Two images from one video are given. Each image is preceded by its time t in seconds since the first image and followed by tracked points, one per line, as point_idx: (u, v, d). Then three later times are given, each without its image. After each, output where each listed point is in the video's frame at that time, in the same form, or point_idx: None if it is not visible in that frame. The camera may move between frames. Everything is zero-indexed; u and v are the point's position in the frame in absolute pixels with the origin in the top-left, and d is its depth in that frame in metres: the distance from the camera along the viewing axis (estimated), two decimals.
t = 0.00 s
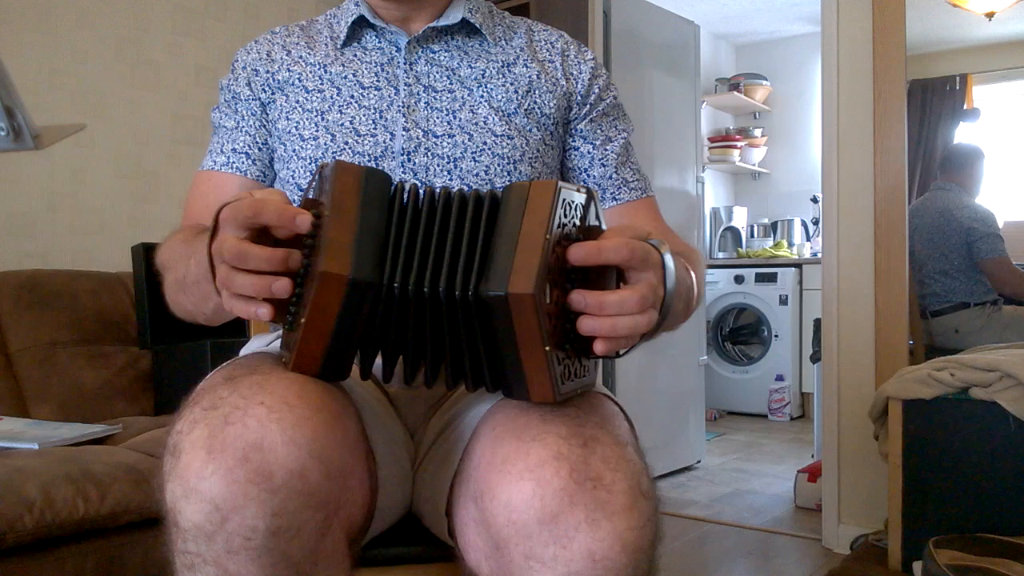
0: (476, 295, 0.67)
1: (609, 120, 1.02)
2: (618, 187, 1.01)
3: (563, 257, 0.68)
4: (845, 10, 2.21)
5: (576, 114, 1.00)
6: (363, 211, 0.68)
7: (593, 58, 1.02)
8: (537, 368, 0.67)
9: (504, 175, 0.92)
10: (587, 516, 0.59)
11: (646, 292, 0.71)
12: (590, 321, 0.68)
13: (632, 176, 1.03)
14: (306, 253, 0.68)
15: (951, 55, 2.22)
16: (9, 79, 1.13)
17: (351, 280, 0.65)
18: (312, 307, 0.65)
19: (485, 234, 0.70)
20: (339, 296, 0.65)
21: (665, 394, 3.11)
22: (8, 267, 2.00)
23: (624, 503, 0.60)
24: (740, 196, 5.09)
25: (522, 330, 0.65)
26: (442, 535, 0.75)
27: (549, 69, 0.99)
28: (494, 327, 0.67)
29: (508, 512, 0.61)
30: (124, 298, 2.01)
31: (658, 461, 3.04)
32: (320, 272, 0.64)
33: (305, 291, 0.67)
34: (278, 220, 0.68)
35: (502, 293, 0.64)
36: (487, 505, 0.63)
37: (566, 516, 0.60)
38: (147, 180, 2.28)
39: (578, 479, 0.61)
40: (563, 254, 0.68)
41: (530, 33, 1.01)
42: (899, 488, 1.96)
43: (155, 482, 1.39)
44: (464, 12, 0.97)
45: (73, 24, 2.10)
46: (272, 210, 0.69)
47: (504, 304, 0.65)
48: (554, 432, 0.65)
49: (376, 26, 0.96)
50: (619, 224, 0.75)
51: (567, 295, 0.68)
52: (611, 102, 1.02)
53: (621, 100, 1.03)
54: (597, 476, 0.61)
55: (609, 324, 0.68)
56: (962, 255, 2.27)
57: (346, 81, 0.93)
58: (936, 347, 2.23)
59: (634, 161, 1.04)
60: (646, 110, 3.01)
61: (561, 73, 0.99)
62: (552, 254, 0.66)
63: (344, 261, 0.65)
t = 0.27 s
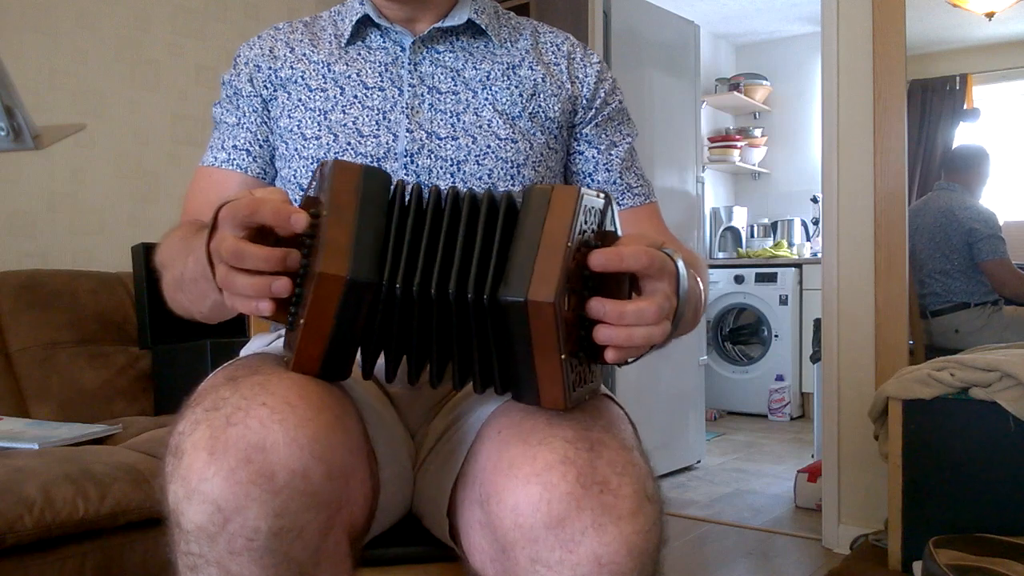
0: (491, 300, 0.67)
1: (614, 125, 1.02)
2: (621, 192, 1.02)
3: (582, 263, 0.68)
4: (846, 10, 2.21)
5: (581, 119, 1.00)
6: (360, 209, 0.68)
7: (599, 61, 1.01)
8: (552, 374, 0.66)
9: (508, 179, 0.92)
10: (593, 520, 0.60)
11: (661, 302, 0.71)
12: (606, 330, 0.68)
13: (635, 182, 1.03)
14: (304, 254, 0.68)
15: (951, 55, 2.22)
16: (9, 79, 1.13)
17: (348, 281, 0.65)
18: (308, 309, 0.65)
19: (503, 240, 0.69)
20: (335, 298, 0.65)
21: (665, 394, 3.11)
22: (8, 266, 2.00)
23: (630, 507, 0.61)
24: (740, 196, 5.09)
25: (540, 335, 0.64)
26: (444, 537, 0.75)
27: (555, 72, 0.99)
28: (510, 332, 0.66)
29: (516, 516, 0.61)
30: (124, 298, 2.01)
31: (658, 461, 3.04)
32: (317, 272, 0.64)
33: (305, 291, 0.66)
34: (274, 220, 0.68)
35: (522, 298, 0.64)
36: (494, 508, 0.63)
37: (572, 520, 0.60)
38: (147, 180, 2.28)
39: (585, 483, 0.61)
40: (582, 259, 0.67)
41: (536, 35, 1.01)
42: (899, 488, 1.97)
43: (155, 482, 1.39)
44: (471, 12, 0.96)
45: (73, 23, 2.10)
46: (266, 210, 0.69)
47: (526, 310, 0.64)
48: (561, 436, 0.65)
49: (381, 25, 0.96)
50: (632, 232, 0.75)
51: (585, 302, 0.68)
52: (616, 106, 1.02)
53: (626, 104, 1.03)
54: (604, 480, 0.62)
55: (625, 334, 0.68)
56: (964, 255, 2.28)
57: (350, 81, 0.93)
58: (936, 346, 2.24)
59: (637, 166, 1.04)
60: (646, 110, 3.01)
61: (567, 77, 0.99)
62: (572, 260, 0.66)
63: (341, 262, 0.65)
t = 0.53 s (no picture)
0: (488, 295, 0.67)
1: (616, 127, 1.02)
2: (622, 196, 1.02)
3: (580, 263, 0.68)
4: (846, 10, 2.21)
5: (583, 121, 1.00)
6: (373, 208, 0.68)
7: (602, 62, 1.02)
8: (546, 372, 0.67)
9: (510, 181, 0.92)
10: (600, 519, 0.60)
11: (661, 303, 0.70)
12: (602, 329, 0.68)
13: (636, 186, 1.03)
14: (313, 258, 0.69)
15: (952, 55, 2.22)
16: (9, 78, 1.13)
17: (365, 278, 0.65)
18: (322, 310, 0.65)
19: (502, 237, 0.70)
20: (350, 298, 0.65)
21: (665, 394, 3.11)
22: (8, 266, 2.00)
23: (637, 506, 0.61)
24: (740, 196, 5.09)
25: (531, 330, 0.65)
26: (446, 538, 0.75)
27: (558, 73, 0.99)
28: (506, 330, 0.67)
29: (523, 515, 0.61)
30: (124, 298, 2.01)
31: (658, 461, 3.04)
32: (336, 270, 0.64)
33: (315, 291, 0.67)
34: (284, 218, 0.68)
35: (514, 293, 0.65)
36: (501, 507, 0.63)
37: (579, 519, 0.60)
38: (147, 180, 2.28)
39: (592, 482, 0.61)
40: (581, 260, 0.68)
41: (539, 35, 1.01)
42: (899, 489, 1.96)
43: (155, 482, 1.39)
44: (474, 12, 0.96)
45: (73, 23, 2.10)
46: (279, 208, 0.68)
47: (517, 303, 0.65)
48: (567, 435, 0.65)
49: (383, 24, 0.96)
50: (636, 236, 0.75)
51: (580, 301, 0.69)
52: (619, 109, 1.02)
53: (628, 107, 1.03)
54: (610, 479, 0.62)
55: (621, 333, 0.67)
56: (964, 255, 2.28)
57: (352, 80, 0.93)
58: (936, 346, 2.24)
59: (639, 169, 1.05)
60: (647, 110, 3.01)
61: (570, 78, 0.99)
62: (569, 259, 0.66)
63: (355, 260, 0.65)
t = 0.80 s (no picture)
0: (504, 294, 0.67)
1: (614, 127, 1.03)
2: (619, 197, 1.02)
3: (602, 262, 0.69)
4: (846, 10, 2.21)
5: (581, 121, 1.01)
6: (366, 207, 0.68)
7: (600, 62, 1.02)
8: (563, 370, 0.67)
9: (510, 182, 0.93)
10: (599, 511, 0.60)
11: (680, 315, 0.72)
12: (623, 340, 0.70)
13: (634, 186, 1.04)
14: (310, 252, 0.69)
15: (952, 55, 2.22)
16: (9, 78, 1.12)
17: (357, 279, 0.65)
18: (316, 311, 0.65)
19: (517, 240, 0.69)
20: (345, 296, 0.65)
21: (665, 394, 3.11)
22: (8, 266, 2.00)
23: (636, 499, 0.61)
24: (740, 196, 5.09)
25: (555, 332, 0.65)
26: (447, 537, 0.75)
27: (556, 73, 0.99)
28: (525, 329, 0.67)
29: (521, 508, 0.61)
30: (124, 298, 2.01)
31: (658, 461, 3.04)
32: (326, 272, 0.64)
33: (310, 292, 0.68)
34: (275, 212, 0.69)
35: (540, 296, 0.64)
36: (499, 501, 0.63)
37: (578, 511, 0.60)
38: (147, 180, 2.28)
39: (591, 475, 0.61)
40: (603, 261, 0.68)
41: (536, 34, 1.02)
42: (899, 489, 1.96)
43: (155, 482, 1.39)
44: (472, 13, 0.97)
45: (73, 23, 2.10)
46: (266, 203, 0.69)
47: (543, 306, 0.64)
48: (566, 429, 0.65)
49: (381, 26, 0.96)
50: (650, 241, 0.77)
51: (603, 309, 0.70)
52: (616, 109, 1.03)
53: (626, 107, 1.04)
54: (609, 472, 0.62)
55: (642, 345, 0.69)
56: (963, 255, 2.28)
57: (351, 82, 0.93)
58: (936, 346, 2.23)
59: (636, 169, 1.05)
60: (646, 110, 3.01)
61: (568, 78, 0.99)
62: (594, 261, 0.66)
63: (348, 261, 0.65)
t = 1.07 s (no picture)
0: (467, 288, 0.69)
1: (609, 123, 1.02)
2: (614, 193, 1.03)
3: (564, 252, 0.69)
4: (846, 10, 2.21)
5: (577, 117, 1.01)
6: (366, 210, 0.68)
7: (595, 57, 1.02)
8: (537, 363, 0.67)
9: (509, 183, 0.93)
10: (585, 502, 0.60)
11: (648, 299, 0.72)
12: (593, 326, 0.69)
13: (627, 183, 1.04)
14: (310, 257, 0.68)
15: (951, 54, 2.22)
16: (9, 78, 1.13)
17: (363, 280, 0.65)
18: (322, 314, 0.65)
19: (481, 233, 0.71)
20: (351, 296, 0.65)
21: (665, 394, 3.11)
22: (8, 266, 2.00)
23: (623, 491, 0.61)
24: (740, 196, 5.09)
25: (523, 323, 0.66)
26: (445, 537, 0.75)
27: (552, 70, 0.99)
28: (495, 322, 0.67)
29: (508, 501, 0.61)
30: (124, 298, 2.01)
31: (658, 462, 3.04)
32: (332, 274, 0.64)
33: (314, 290, 0.67)
34: (276, 222, 0.70)
35: (503, 287, 0.65)
36: (486, 495, 0.63)
37: (564, 503, 0.60)
38: (147, 180, 2.28)
39: (577, 466, 0.61)
40: (565, 249, 0.69)
41: (530, 31, 1.01)
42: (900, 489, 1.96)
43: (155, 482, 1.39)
44: (466, 12, 0.96)
45: (72, 24, 2.10)
46: (268, 213, 0.70)
47: (506, 297, 0.65)
48: (552, 421, 0.65)
49: (375, 27, 0.96)
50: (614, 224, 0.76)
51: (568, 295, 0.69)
52: (611, 104, 1.03)
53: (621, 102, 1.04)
54: (595, 463, 0.62)
55: (613, 331, 0.69)
56: (962, 255, 2.28)
57: (346, 84, 0.93)
58: (936, 346, 2.23)
59: (631, 165, 1.05)
60: (646, 110, 3.01)
61: (564, 75, 0.99)
62: (553, 248, 0.67)
63: (355, 261, 0.65)
